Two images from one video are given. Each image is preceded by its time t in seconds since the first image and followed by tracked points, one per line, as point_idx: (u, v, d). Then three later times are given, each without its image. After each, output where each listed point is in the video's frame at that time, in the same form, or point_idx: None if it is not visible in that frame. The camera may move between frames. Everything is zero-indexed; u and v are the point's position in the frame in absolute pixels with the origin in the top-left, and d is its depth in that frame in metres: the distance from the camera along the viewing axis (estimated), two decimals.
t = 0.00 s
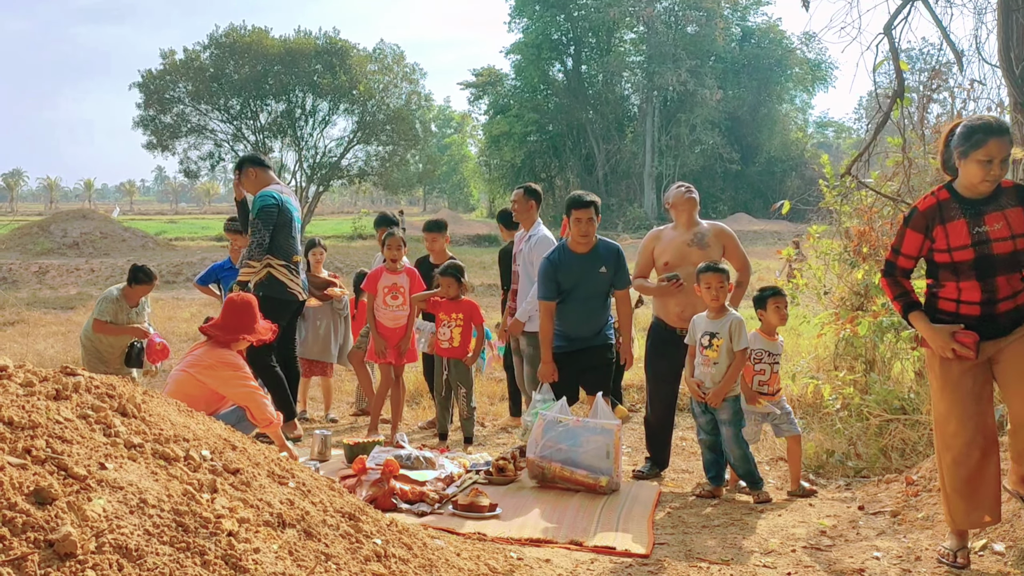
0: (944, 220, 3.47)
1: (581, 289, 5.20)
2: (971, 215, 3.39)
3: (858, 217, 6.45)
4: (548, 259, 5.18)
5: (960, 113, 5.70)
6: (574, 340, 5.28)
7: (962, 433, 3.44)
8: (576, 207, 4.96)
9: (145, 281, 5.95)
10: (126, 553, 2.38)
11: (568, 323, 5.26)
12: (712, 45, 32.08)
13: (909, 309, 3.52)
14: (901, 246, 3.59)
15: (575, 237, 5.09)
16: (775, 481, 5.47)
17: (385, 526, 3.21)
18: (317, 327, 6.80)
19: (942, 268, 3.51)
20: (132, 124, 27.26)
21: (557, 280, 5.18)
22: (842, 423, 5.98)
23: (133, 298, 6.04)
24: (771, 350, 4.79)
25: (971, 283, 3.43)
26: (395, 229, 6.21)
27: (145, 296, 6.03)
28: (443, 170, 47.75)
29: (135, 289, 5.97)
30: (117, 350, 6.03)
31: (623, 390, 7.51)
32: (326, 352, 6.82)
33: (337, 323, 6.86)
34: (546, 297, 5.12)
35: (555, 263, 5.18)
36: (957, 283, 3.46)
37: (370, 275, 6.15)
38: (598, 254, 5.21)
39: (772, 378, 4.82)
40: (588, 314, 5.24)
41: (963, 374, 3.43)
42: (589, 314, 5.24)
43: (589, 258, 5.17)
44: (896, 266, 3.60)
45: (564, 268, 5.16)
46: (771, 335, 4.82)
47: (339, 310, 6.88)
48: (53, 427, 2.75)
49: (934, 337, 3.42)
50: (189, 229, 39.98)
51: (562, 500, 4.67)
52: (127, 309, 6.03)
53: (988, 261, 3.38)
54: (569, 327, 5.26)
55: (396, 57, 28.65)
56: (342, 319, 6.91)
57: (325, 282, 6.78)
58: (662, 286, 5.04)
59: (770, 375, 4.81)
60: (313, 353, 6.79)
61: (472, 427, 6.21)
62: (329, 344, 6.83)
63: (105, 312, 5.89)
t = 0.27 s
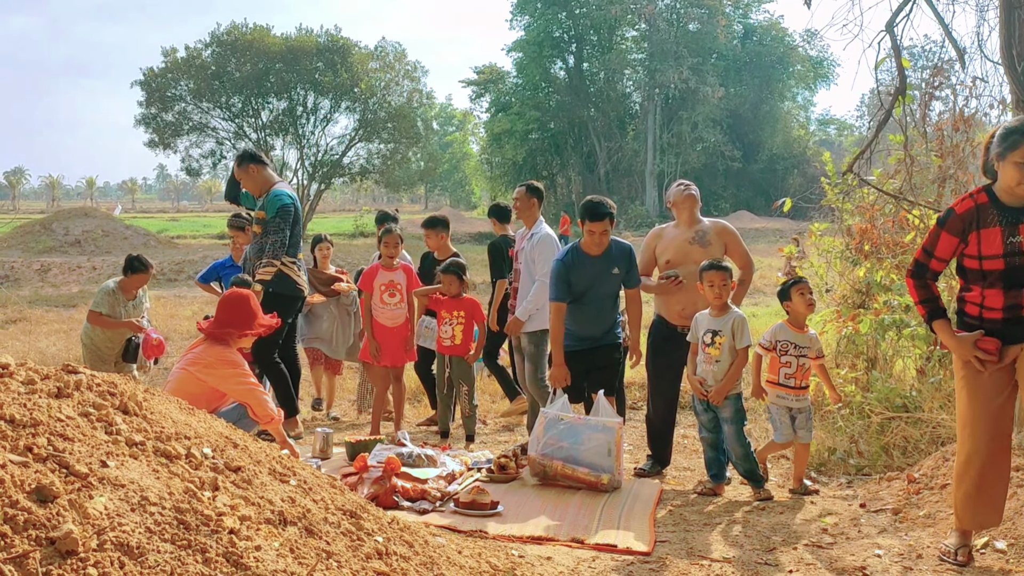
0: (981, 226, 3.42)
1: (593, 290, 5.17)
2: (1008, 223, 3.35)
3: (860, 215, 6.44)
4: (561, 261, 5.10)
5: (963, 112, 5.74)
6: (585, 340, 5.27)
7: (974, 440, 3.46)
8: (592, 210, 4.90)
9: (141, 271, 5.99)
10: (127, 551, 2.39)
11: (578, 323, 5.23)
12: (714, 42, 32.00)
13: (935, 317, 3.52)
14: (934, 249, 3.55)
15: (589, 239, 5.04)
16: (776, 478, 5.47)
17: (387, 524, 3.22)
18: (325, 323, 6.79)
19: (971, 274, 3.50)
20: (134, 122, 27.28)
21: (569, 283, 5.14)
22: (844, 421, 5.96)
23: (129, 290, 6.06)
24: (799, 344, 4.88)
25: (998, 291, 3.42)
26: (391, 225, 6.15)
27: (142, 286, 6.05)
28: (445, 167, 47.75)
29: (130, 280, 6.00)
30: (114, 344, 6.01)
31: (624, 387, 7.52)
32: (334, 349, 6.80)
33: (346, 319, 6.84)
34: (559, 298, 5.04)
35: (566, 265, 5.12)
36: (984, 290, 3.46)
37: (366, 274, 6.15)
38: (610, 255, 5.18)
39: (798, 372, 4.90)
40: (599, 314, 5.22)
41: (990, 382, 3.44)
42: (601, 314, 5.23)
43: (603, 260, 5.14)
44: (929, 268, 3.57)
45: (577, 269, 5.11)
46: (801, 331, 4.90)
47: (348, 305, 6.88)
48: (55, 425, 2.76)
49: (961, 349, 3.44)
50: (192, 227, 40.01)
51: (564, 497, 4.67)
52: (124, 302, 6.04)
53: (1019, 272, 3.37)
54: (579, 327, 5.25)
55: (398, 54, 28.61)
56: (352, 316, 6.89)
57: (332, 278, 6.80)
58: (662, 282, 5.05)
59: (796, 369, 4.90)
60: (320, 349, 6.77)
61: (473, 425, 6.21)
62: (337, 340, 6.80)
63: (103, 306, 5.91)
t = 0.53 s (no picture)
0: None
1: (600, 294, 5.20)
2: None
3: (861, 211, 6.41)
4: (567, 268, 5.12)
5: (963, 108, 5.76)
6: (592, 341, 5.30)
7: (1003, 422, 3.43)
8: (602, 220, 4.95)
9: (142, 264, 6.00)
10: (128, 546, 2.39)
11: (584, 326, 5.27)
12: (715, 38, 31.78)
13: (986, 293, 3.54)
14: (988, 224, 3.56)
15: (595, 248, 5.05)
16: (777, 474, 5.47)
17: (388, 520, 3.22)
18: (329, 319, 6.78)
19: None
20: (134, 119, 27.25)
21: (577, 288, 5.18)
22: (844, 417, 5.96)
23: (130, 285, 6.06)
24: (805, 346, 4.81)
25: None
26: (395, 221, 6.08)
27: (143, 280, 6.05)
28: (445, 164, 47.71)
29: (131, 274, 6.00)
30: (115, 339, 6.01)
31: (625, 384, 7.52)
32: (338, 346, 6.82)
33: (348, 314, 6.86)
34: (566, 306, 5.09)
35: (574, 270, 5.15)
36: None
37: (368, 269, 6.04)
38: (617, 259, 5.19)
39: (805, 373, 4.85)
40: (605, 316, 5.26)
41: None
42: (608, 316, 5.27)
43: (609, 266, 5.15)
44: (982, 245, 3.58)
45: (584, 276, 5.15)
46: (809, 331, 4.85)
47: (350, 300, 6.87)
48: (56, 421, 2.76)
49: (1007, 330, 3.39)
50: (193, 223, 39.98)
51: (565, 493, 4.67)
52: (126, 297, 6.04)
53: None
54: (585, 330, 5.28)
55: (398, 50, 28.56)
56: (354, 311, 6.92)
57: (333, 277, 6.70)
58: (660, 278, 5.07)
59: (803, 369, 4.84)
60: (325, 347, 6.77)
61: (474, 422, 6.22)
62: (341, 338, 6.83)
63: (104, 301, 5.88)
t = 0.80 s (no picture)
0: None
1: (603, 304, 5.21)
2: None
3: (860, 206, 6.39)
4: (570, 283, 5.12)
5: (964, 103, 5.74)
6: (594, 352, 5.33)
7: None
8: (605, 243, 4.89)
9: (148, 266, 5.99)
10: (128, 544, 2.39)
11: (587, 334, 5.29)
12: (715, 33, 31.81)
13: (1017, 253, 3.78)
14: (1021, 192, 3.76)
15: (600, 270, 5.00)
16: (777, 471, 5.47)
17: (388, 517, 3.22)
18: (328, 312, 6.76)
19: None
20: (134, 115, 27.22)
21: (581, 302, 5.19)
22: (844, 412, 5.96)
23: (137, 286, 6.05)
24: (803, 338, 4.70)
25: None
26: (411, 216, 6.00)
27: (150, 282, 6.04)
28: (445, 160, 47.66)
29: (139, 275, 5.99)
30: (116, 338, 6.02)
31: (625, 380, 7.51)
32: (335, 339, 6.79)
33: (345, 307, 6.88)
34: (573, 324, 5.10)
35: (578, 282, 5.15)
36: None
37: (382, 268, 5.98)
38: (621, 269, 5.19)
39: (807, 367, 4.74)
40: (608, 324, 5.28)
41: None
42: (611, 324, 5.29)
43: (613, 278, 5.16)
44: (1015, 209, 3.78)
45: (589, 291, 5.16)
46: (808, 324, 4.72)
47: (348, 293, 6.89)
48: (55, 419, 2.76)
49: None
50: (193, 220, 39.96)
51: (565, 490, 4.67)
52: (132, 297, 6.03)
53: None
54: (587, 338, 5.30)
55: (398, 47, 28.54)
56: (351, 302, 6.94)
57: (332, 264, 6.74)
58: (660, 276, 5.07)
59: (804, 364, 4.74)
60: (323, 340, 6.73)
61: (474, 418, 6.22)
62: (338, 331, 6.79)
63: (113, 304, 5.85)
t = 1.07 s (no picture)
0: None
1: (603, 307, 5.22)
2: None
3: (861, 205, 6.44)
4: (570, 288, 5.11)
5: (963, 100, 5.68)
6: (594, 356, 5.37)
7: None
8: (605, 251, 4.82)
9: (159, 277, 5.98)
10: (128, 543, 2.39)
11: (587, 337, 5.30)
12: (714, 31, 31.77)
13: None
14: None
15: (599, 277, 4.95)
16: (777, 468, 5.48)
17: (387, 515, 3.22)
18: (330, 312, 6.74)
19: None
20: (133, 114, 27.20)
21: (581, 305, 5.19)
22: (845, 411, 5.97)
23: (148, 295, 6.05)
24: (813, 334, 4.76)
25: None
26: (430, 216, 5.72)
27: (160, 293, 6.04)
28: (444, 159, 47.66)
29: (149, 285, 5.97)
30: (119, 341, 6.00)
31: (625, 378, 7.52)
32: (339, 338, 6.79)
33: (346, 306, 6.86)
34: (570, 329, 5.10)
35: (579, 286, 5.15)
36: None
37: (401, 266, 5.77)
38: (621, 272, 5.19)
39: (813, 364, 4.81)
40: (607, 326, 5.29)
41: None
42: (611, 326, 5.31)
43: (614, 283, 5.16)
44: None
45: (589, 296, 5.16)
46: (817, 320, 4.78)
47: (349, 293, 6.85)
48: (54, 418, 2.76)
49: None
50: (192, 219, 39.94)
51: (565, 488, 4.68)
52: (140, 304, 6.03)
53: None
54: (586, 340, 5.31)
55: (398, 44, 28.53)
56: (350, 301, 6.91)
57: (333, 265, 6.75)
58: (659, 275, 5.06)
59: (811, 361, 4.80)
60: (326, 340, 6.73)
61: (474, 416, 6.22)
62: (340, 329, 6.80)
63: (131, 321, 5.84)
